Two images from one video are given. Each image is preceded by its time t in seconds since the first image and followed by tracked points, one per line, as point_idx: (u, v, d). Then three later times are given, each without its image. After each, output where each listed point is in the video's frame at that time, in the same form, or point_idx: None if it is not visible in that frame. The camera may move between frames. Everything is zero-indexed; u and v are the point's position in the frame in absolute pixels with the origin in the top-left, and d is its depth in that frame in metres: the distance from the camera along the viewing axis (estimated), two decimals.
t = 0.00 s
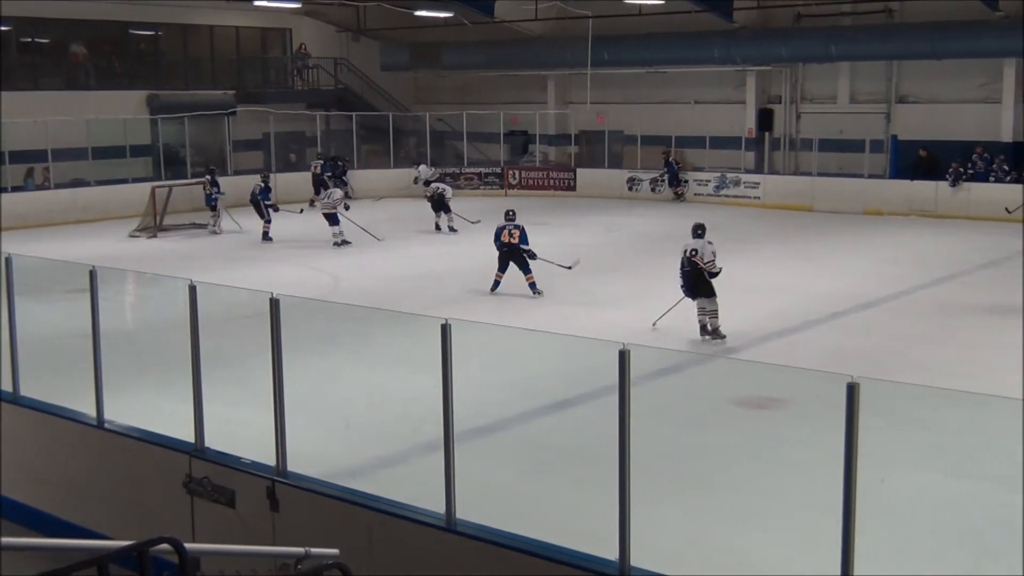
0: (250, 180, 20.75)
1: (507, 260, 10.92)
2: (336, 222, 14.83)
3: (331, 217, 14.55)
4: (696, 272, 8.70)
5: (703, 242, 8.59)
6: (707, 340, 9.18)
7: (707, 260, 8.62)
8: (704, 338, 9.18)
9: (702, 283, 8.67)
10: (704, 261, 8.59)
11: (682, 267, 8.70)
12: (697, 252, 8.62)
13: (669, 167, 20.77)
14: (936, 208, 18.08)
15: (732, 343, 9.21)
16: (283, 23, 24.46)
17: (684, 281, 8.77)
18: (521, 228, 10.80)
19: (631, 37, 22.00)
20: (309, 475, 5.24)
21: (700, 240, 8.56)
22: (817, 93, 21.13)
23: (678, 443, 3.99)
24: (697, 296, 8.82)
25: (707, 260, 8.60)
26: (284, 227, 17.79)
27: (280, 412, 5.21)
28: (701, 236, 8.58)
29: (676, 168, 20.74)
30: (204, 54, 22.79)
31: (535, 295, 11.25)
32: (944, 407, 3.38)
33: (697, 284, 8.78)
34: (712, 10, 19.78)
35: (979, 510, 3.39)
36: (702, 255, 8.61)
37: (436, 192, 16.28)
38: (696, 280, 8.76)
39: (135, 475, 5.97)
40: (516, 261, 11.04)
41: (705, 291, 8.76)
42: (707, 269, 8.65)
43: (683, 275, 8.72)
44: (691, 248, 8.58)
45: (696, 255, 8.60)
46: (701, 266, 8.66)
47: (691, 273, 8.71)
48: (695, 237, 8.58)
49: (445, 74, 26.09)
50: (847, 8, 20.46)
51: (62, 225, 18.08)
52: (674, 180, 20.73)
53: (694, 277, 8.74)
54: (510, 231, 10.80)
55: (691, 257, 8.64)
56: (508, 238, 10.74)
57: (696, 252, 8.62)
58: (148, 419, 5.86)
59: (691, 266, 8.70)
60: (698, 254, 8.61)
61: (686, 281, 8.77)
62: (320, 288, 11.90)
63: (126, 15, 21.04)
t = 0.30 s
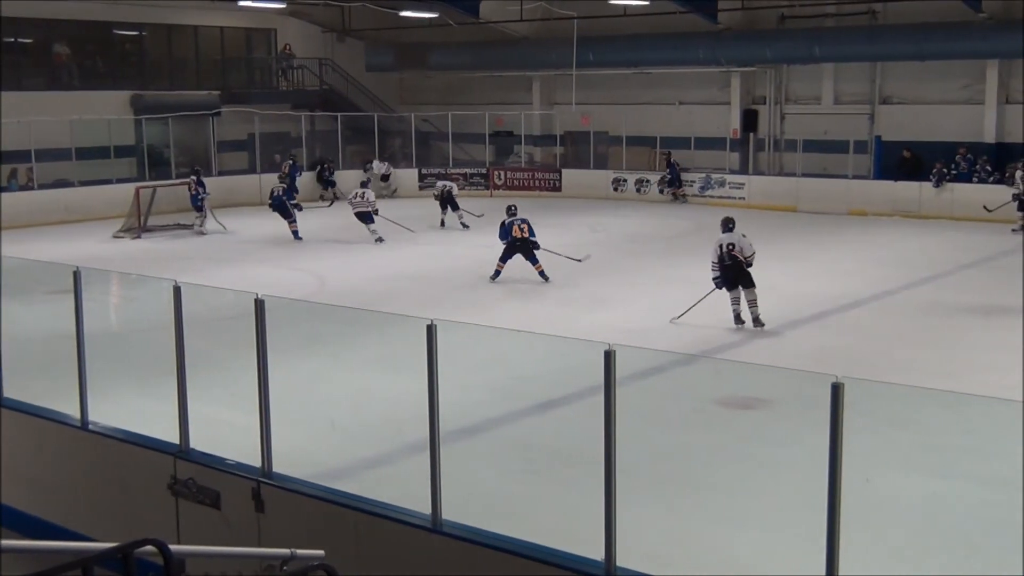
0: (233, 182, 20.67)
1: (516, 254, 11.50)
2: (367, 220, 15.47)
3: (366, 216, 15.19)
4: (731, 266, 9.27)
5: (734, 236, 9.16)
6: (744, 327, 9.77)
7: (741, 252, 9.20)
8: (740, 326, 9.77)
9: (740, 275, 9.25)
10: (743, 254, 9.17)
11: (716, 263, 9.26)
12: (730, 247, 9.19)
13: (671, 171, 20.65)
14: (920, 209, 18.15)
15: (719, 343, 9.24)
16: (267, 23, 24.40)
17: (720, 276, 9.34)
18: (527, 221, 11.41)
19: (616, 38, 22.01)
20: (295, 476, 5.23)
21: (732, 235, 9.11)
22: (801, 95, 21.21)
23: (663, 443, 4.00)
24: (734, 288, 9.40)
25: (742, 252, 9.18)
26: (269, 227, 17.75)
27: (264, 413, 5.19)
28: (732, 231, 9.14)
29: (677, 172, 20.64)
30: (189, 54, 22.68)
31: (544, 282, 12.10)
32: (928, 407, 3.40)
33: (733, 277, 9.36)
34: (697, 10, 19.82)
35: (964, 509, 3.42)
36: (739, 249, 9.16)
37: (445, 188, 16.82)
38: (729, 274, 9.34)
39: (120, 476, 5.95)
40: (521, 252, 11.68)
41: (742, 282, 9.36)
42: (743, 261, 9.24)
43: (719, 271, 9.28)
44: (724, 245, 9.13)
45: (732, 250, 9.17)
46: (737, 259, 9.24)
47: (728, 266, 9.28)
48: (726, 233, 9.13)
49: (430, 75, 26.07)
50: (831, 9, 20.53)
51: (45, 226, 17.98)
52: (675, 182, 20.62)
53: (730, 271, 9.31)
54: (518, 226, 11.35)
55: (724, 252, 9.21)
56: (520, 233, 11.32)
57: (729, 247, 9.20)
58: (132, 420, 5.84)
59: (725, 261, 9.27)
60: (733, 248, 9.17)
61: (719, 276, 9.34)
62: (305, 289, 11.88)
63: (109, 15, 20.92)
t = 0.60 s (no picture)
0: (226, 183, 20.60)
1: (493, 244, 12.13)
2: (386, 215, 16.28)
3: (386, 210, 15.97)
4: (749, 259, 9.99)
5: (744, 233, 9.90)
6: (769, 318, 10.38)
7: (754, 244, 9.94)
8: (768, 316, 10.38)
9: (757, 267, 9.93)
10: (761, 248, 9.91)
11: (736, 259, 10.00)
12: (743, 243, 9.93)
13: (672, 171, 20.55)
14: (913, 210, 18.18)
15: (714, 343, 9.27)
16: (260, 23, 24.36)
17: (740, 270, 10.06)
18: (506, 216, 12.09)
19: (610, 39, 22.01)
20: (289, 477, 5.23)
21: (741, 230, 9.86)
22: (795, 95, 21.22)
23: (658, 444, 4.00)
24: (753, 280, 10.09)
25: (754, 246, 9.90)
26: (262, 228, 17.72)
27: (258, 414, 5.19)
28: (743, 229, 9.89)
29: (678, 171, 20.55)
30: (181, 55, 22.60)
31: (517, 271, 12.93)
32: (922, 406, 3.41)
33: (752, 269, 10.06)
34: (691, 11, 19.84)
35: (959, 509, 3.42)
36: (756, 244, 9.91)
37: (456, 186, 17.24)
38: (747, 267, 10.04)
39: (113, 477, 5.94)
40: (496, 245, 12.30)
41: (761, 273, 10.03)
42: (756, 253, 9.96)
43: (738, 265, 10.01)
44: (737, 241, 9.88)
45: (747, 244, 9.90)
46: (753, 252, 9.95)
47: (750, 262, 10.00)
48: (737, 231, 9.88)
49: (423, 75, 26.04)
50: (824, 10, 20.56)
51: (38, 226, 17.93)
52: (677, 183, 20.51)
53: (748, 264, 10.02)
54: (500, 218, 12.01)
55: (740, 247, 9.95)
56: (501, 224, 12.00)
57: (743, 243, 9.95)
58: (126, 422, 5.84)
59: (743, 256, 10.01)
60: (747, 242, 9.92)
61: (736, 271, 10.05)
62: (298, 290, 11.86)
63: (100, 16, 20.85)
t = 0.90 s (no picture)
0: (231, 185, 20.66)
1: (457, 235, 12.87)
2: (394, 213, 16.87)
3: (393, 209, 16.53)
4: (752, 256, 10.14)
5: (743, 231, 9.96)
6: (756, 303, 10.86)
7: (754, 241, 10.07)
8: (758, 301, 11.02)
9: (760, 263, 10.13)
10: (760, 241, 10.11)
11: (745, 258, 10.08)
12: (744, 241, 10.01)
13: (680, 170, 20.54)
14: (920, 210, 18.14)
15: (720, 344, 9.27)
16: (265, 24, 24.39)
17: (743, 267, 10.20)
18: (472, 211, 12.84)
19: (615, 39, 22.00)
20: (293, 478, 5.22)
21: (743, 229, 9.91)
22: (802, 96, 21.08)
23: (664, 444, 3.99)
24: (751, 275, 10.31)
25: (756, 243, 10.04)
26: (267, 229, 17.74)
27: (263, 415, 5.19)
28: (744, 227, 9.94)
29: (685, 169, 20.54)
30: (187, 56, 22.63)
31: (477, 263, 13.68)
32: (928, 406, 3.40)
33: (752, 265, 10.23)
34: (696, 12, 19.84)
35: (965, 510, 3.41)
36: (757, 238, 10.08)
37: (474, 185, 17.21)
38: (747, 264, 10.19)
39: (119, 477, 5.95)
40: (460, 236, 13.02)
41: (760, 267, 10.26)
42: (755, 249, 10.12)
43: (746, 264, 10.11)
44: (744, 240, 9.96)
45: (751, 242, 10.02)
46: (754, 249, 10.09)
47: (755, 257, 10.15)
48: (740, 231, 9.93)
49: (429, 76, 26.06)
50: (829, 11, 20.56)
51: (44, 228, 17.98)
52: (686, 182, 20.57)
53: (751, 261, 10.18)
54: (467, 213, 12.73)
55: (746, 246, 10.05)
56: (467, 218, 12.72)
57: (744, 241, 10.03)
58: (131, 422, 5.84)
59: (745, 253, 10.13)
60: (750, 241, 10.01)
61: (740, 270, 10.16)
62: (303, 291, 11.87)
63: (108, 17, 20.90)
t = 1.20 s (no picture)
0: (237, 185, 20.78)
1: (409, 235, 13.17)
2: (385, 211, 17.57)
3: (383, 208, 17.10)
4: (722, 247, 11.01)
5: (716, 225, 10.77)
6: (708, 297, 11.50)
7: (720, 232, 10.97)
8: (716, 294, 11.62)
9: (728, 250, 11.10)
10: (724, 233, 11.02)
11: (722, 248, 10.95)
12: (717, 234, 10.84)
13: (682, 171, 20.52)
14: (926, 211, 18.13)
15: (726, 344, 9.27)
16: (270, 25, 24.46)
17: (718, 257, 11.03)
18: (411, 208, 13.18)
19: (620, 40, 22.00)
20: (298, 478, 5.24)
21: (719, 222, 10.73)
22: (806, 96, 21.28)
23: (668, 445, 3.99)
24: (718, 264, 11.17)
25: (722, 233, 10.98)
26: (272, 229, 17.78)
27: (268, 415, 5.20)
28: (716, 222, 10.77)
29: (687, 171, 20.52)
30: (193, 58, 22.75)
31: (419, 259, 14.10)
32: (932, 406, 3.40)
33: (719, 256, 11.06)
34: (700, 12, 19.85)
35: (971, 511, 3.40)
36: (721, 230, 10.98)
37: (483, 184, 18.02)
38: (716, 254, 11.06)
39: (125, 477, 5.95)
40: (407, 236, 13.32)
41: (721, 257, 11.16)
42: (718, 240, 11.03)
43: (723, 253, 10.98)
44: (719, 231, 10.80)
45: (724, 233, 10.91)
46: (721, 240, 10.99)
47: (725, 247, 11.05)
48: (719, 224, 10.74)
49: (434, 77, 26.14)
50: (834, 11, 20.57)
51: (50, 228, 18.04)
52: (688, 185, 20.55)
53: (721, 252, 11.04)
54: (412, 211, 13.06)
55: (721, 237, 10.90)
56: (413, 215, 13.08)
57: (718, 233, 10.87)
58: (137, 422, 5.85)
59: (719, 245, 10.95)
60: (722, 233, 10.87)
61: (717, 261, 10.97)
62: (308, 291, 11.89)
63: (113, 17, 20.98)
